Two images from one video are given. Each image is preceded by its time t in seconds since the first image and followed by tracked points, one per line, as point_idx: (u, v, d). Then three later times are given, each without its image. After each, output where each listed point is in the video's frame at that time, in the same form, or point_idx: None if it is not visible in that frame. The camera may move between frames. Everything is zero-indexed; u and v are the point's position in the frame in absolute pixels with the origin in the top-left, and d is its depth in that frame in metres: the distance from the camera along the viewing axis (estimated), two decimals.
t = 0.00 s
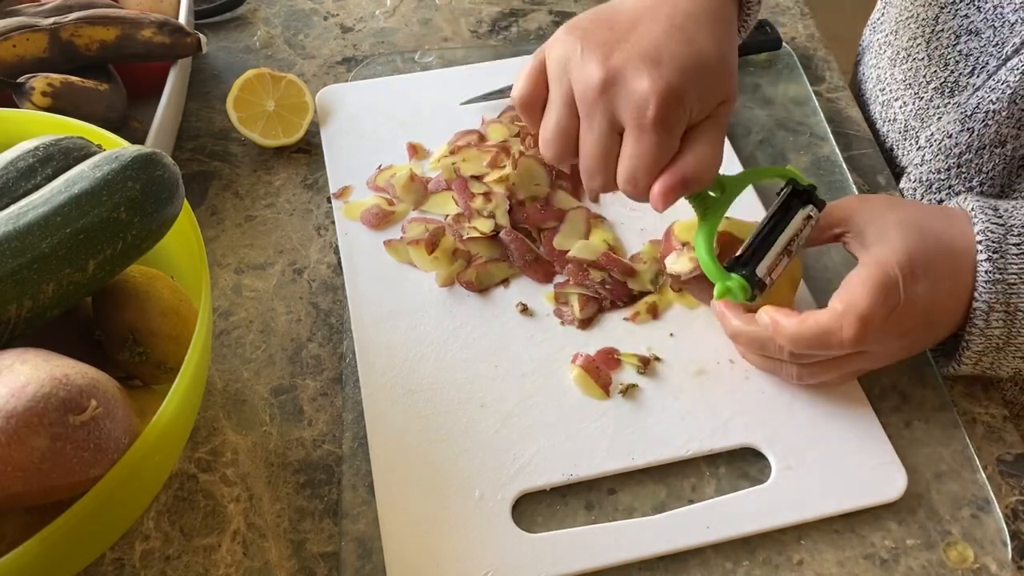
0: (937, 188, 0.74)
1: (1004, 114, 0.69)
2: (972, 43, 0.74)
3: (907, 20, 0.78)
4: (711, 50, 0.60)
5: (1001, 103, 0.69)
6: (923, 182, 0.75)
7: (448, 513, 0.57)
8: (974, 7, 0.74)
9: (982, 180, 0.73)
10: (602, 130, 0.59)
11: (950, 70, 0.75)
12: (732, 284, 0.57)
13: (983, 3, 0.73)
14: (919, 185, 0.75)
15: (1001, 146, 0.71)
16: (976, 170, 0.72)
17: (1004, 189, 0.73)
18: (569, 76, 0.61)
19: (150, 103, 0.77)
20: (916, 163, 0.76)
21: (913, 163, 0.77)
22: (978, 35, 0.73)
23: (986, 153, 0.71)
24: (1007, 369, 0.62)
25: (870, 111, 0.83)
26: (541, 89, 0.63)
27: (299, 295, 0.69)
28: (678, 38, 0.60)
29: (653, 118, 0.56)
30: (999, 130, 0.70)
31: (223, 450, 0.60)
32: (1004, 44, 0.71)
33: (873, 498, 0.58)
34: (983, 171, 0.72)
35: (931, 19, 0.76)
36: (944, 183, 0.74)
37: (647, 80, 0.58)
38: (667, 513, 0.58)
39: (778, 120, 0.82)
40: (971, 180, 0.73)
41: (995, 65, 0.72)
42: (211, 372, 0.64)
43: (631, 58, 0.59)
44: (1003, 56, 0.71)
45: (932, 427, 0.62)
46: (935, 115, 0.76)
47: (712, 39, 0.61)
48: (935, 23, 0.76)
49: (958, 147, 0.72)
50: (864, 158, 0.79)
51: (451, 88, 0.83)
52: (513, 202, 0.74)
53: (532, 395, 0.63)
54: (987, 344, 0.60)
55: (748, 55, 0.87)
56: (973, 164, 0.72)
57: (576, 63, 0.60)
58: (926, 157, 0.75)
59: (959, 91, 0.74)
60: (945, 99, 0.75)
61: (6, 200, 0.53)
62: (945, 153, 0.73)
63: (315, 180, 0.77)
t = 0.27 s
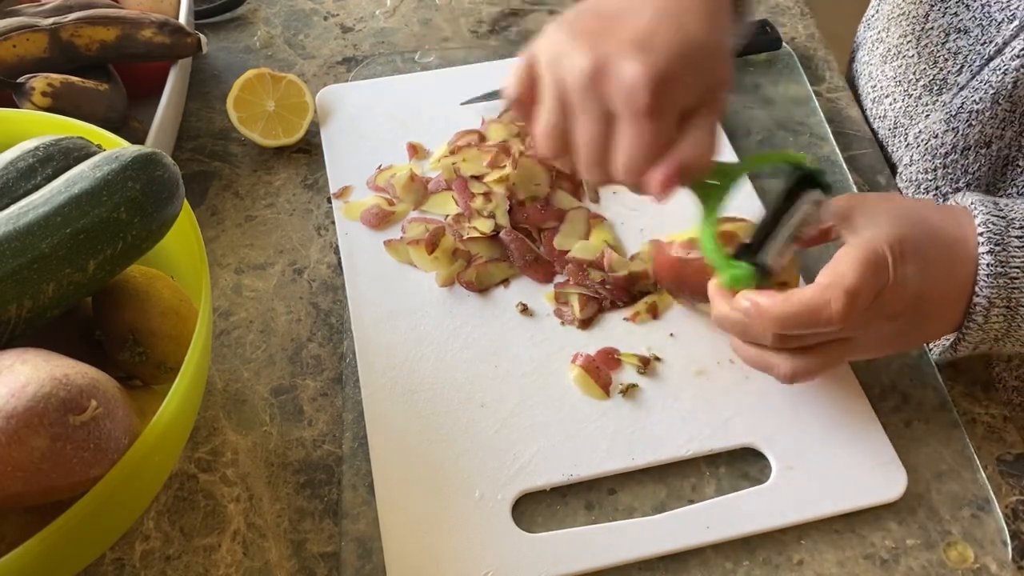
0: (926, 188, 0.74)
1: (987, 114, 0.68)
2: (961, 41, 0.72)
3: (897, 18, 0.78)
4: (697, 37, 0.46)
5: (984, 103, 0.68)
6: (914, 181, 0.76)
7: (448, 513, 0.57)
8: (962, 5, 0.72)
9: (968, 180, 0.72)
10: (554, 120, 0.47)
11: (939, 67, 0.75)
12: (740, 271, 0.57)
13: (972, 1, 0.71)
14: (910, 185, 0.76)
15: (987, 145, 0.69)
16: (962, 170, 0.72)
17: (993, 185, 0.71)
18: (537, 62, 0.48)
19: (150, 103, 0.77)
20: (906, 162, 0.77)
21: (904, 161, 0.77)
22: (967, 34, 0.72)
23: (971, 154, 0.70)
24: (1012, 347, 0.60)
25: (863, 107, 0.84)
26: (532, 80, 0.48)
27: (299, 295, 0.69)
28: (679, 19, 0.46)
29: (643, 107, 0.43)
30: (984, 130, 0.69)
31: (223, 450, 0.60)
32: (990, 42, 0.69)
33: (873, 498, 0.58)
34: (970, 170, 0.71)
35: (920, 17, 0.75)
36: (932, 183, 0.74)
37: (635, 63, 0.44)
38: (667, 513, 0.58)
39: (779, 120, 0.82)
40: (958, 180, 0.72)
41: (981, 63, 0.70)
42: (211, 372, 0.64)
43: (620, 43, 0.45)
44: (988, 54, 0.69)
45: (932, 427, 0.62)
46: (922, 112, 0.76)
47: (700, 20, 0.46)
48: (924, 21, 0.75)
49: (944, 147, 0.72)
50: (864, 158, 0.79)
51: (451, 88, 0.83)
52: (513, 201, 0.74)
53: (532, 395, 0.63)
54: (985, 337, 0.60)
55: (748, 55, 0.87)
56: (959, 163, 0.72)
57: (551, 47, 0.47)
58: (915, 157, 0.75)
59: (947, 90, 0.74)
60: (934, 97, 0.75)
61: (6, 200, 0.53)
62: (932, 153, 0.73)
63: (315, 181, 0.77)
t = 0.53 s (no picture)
0: (924, 190, 0.75)
1: (983, 118, 0.68)
2: (958, 44, 0.72)
3: (894, 20, 0.78)
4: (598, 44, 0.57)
5: (981, 107, 0.68)
6: (912, 183, 0.76)
7: (448, 513, 0.57)
8: (960, 7, 0.71)
9: (965, 184, 0.72)
10: (488, 118, 0.57)
11: (936, 70, 0.75)
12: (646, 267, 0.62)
13: (969, 4, 0.71)
14: (909, 187, 0.76)
15: (984, 149, 0.69)
16: (959, 174, 0.72)
17: (991, 189, 0.71)
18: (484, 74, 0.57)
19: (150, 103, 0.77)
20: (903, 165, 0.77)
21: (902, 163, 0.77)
22: (964, 37, 0.71)
23: (968, 156, 0.70)
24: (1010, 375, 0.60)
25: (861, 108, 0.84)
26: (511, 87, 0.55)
27: (299, 295, 0.69)
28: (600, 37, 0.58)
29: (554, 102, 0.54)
30: (981, 133, 0.69)
31: (223, 450, 0.60)
32: (987, 45, 0.69)
33: (873, 498, 0.58)
34: (967, 174, 0.71)
35: (919, 19, 0.76)
36: (930, 185, 0.74)
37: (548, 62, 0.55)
38: (667, 513, 0.58)
39: (779, 120, 0.82)
40: (955, 184, 0.72)
41: (978, 66, 0.69)
42: (211, 372, 0.64)
43: (537, 44, 0.57)
44: (985, 59, 0.68)
45: (932, 427, 0.62)
46: (920, 115, 0.76)
47: (617, 38, 0.58)
48: (922, 23, 0.75)
49: (941, 150, 0.72)
50: (865, 158, 0.79)
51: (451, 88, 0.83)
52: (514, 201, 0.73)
53: (533, 395, 0.63)
54: (984, 363, 0.59)
55: (748, 55, 0.87)
56: (956, 167, 0.72)
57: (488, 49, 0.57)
58: (913, 159, 0.75)
59: (944, 92, 0.74)
60: (931, 100, 0.75)
61: (6, 200, 0.53)
62: (929, 156, 0.73)
63: (315, 180, 0.77)
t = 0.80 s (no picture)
0: (927, 191, 0.74)
1: (987, 117, 0.68)
2: (960, 44, 0.72)
3: (896, 21, 0.78)
4: (670, 26, 0.56)
5: (984, 106, 0.68)
6: (915, 184, 0.76)
7: (448, 513, 0.57)
8: (961, 8, 0.72)
9: (968, 183, 0.72)
10: (517, 90, 0.54)
11: (938, 70, 0.75)
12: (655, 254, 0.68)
13: (970, 4, 0.71)
14: (911, 187, 0.76)
15: (987, 148, 0.69)
16: (962, 173, 0.72)
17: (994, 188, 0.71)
18: (503, 37, 0.56)
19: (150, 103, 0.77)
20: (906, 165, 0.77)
21: (905, 163, 0.77)
22: (966, 37, 0.72)
23: (971, 156, 0.70)
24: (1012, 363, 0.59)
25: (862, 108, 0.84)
26: (495, 55, 0.56)
27: (299, 295, 0.69)
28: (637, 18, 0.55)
29: (600, 81, 0.51)
30: (984, 133, 0.69)
31: (223, 450, 0.60)
32: (990, 46, 0.69)
33: (873, 498, 0.58)
34: (970, 173, 0.71)
35: (919, 19, 0.76)
36: (933, 185, 0.74)
37: (593, 40, 0.53)
38: (667, 513, 0.58)
39: (779, 120, 0.82)
40: (958, 184, 0.72)
41: (981, 68, 0.70)
42: (211, 372, 0.64)
43: (579, 22, 0.55)
44: (989, 59, 0.69)
45: (932, 427, 0.62)
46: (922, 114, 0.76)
47: (676, 15, 0.57)
48: (923, 24, 0.75)
49: (944, 150, 0.72)
50: (864, 157, 0.79)
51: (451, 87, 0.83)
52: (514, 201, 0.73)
53: (533, 395, 0.63)
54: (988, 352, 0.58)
55: (748, 55, 0.87)
56: (960, 167, 0.72)
57: (519, 30, 0.55)
58: (916, 159, 0.75)
59: (946, 92, 0.74)
60: (933, 99, 0.75)
61: (6, 200, 0.53)
62: (932, 156, 0.73)
63: (315, 181, 0.77)
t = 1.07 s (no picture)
0: (929, 191, 0.75)
1: (991, 119, 0.68)
2: (964, 45, 0.71)
3: (899, 21, 0.79)
4: (575, 25, 0.61)
5: (988, 108, 0.68)
6: (916, 184, 0.76)
7: (448, 513, 0.57)
8: (965, 8, 0.71)
9: (972, 185, 0.72)
10: (448, 94, 0.62)
11: (941, 71, 0.74)
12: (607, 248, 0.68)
13: (975, 6, 0.70)
14: (913, 188, 0.76)
15: (991, 151, 0.69)
16: (966, 174, 0.72)
17: (997, 192, 0.72)
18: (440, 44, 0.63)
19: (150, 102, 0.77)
20: (909, 167, 0.77)
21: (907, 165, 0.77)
22: (970, 38, 0.71)
23: (975, 158, 0.71)
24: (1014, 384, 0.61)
25: (865, 110, 0.84)
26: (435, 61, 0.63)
27: (299, 295, 0.69)
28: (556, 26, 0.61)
29: (506, 88, 0.59)
30: (988, 134, 0.69)
31: (223, 450, 0.60)
32: (993, 47, 0.69)
33: (873, 498, 0.58)
34: (974, 175, 0.71)
35: (923, 20, 0.75)
36: (935, 186, 0.74)
37: (501, 49, 0.59)
38: (667, 513, 0.58)
39: (779, 120, 0.82)
40: (962, 185, 0.72)
41: (985, 70, 0.69)
42: (211, 372, 0.64)
43: (497, 27, 0.61)
44: (993, 61, 0.69)
45: (932, 427, 0.62)
46: (926, 116, 0.76)
47: (573, 19, 0.61)
48: (926, 25, 0.75)
49: (948, 151, 0.72)
50: (865, 157, 0.79)
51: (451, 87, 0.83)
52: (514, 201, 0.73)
53: (533, 395, 0.63)
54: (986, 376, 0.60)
55: (748, 56, 0.87)
56: (964, 168, 0.72)
57: (451, 32, 0.62)
58: (919, 160, 0.75)
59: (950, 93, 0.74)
60: (937, 100, 0.75)
61: (6, 200, 0.53)
62: (935, 157, 0.73)
63: (315, 180, 0.77)
